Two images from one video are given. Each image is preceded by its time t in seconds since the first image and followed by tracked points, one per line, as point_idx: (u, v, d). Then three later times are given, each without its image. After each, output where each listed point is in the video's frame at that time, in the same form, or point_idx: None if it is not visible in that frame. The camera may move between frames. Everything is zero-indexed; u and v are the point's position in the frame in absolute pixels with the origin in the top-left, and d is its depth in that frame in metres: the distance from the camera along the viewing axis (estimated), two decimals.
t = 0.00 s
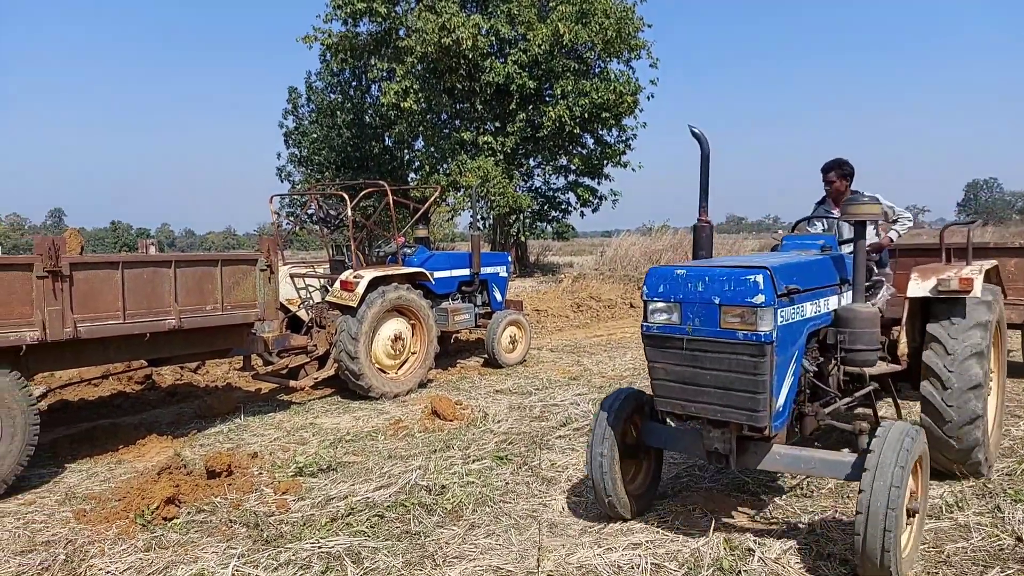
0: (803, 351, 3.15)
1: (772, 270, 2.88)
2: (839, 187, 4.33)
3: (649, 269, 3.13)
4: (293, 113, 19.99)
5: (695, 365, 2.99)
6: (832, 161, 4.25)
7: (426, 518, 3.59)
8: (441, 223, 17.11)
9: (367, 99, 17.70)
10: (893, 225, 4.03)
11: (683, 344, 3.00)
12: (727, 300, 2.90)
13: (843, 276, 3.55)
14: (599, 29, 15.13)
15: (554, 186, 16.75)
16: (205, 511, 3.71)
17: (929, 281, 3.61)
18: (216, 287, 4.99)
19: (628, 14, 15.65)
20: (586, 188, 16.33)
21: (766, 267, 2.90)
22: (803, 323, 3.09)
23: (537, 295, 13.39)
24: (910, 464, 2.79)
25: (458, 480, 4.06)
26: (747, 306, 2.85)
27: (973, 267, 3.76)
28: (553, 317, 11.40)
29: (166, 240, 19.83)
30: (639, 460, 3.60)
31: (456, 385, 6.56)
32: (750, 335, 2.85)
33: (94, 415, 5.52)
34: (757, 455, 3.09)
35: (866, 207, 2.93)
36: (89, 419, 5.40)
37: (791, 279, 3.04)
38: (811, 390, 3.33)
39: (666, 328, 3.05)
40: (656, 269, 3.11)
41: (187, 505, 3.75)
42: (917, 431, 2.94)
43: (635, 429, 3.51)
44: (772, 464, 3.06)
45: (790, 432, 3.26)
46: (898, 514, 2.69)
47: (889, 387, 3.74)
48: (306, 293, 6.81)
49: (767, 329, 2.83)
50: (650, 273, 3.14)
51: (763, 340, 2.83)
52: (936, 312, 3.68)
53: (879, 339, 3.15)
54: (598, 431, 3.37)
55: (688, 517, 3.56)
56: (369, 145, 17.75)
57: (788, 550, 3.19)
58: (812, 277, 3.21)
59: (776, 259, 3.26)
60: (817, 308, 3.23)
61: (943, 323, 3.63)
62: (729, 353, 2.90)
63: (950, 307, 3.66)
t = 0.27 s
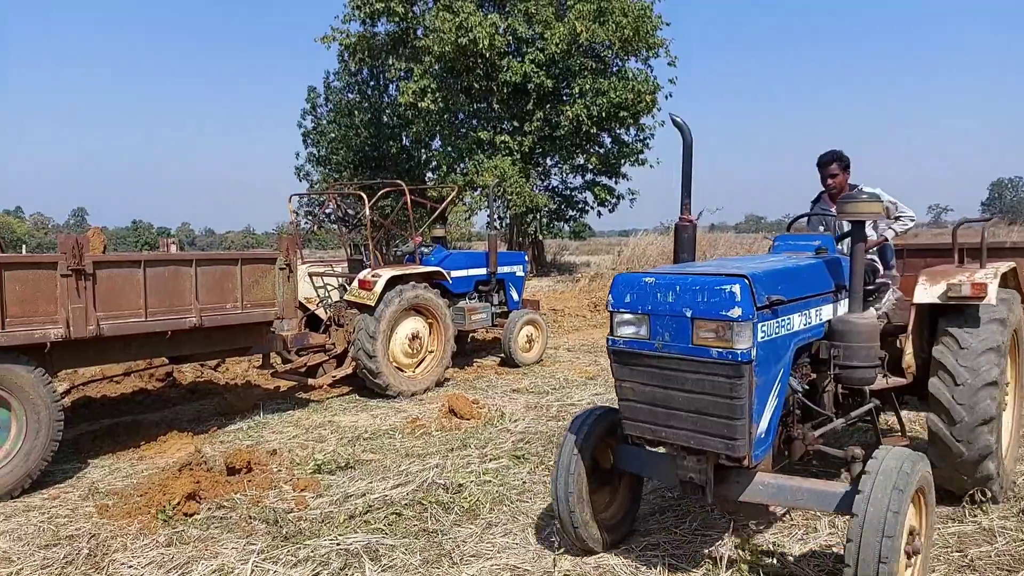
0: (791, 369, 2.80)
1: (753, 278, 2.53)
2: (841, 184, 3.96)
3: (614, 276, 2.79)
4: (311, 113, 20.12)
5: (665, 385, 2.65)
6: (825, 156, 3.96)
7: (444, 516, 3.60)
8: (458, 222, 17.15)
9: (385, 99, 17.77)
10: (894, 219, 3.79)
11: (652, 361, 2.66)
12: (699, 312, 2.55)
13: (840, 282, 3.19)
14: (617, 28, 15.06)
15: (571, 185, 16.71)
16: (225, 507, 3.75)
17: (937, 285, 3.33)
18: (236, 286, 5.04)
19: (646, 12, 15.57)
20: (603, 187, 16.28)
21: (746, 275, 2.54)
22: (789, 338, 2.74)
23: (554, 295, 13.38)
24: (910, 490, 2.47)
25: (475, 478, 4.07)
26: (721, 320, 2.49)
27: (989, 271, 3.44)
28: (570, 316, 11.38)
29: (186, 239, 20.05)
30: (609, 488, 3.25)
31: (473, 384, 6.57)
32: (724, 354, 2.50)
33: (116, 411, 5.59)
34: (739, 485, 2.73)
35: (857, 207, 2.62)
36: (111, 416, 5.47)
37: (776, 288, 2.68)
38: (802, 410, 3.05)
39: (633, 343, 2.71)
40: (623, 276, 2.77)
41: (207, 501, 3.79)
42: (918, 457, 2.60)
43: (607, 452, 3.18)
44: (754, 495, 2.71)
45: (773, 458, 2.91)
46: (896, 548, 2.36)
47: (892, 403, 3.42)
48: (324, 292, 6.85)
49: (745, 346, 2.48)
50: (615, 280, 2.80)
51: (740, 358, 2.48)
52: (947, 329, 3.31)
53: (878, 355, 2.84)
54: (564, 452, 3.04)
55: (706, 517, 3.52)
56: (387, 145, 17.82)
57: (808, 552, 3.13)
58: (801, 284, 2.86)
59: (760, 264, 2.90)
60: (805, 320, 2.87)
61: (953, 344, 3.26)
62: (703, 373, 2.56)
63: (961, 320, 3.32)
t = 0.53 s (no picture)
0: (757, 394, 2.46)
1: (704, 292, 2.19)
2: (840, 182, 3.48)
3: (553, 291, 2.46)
4: (330, 112, 20.24)
5: (609, 414, 2.31)
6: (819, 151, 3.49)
7: (460, 514, 3.61)
8: (475, 220, 17.18)
9: (402, 97, 17.83)
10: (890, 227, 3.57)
11: (594, 386, 2.32)
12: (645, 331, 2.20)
13: (817, 291, 2.85)
14: (635, 25, 15.00)
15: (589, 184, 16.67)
16: (243, 502, 3.78)
17: (932, 292, 3.10)
18: (255, 283, 5.08)
19: (665, 9, 15.48)
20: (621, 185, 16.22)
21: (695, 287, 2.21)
22: (753, 359, 2.40)
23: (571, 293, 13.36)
24: (892, 535, 2.14)
25: (492, 476, 4.07)
26: (668, 340, 2.14)
27: (991, 277, 3.17)
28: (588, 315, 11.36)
29: (206, 237, 20.31)
30: (571, 520, 2.88)
31: (489, 382, 6.58)
32: (674, 380, 2.15)
33: (137, 407, 5.66)
34: (700, 526, 2.41)
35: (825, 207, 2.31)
36: (132, 412, 5.54)
37: (736, 302, 2.34)
38: (778, 437, 2.72)
39: (573, 365, 2.36)
40: (562, 291, 2.44)
41: (226, 496, 3.83)
42: (904, 498, 2.28)
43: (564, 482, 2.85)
44: (716, 536, 2.38)
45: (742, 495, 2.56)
46: None
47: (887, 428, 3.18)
48: (342, 290, 6.88)
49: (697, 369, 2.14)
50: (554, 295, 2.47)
51: (692, 386, 2.13)
52: (946, 331, 3.09)
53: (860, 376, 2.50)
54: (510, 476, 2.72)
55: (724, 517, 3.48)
56: (404, 143, 17.89)
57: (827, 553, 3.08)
58: (768, 295, 2.53)
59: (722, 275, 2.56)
60: (773, 338, 2.53)
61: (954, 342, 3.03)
62: (649, 401, 2.22)
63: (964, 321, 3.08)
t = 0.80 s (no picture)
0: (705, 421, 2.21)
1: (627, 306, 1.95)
2: (825, 175, 3.41)
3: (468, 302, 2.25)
4: (346, 111, 20.33)
5: (525, 446, 2.10)
6: (809, 139, 3.43)
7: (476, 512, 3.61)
8: (490, 219, 17.19)
9: (418, 96, 17.88)
10: (876, 230, 3.33)
11: (509, 413, 2.11)
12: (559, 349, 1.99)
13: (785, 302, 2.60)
14: (652, 24, 14.91)
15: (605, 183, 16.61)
16: (260, 499, 3.80)
17: (926, 301, 2.87)
18: (272, 281, 5.12)
19: (682, 7, 15.38)
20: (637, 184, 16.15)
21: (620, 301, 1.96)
22: (694, 383, 2.16)
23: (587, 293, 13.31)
24: None
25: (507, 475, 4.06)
26: (580, 361, 1.93)
27: (996, 283, 2.90)
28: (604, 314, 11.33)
29: (223, 235, 20.50)
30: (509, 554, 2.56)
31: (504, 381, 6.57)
32: (589, 409, 1.93)
33: (156, 403, 5.72)
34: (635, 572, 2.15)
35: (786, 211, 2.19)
36: (151, 408, 5.60)
37: (673, 316, 2.11)
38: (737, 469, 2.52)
39: (487, 388, 2.17)
40: (477, 301, 2.24)
41: (243, 492, 3.85)
42: (868, 550, 2.10)
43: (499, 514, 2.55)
44: None
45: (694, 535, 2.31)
46: None
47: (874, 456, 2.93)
48: (358, 288, 6.91)
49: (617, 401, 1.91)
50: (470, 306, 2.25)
51: (611, 416, 1.90)
52: (940, 372, 2.76)
53: (828, 402, 2.31)
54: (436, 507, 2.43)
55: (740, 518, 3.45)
56: (420, 142, 17.93)
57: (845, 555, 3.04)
58: (717, 312, 2.28)
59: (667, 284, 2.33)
60: (724, 356, 2.29)
61: (946, 390, 2.71)
62: (565, 431, 2.00)
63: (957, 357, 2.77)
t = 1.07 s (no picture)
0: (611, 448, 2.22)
1: (505, 316, 1.96)
2: (797, 170, 3.62)
3: (340, 314, 2.30)
4: (361, 110, 20.39)
5: (402, 478, 2.16)
6: (778, 134, 3.62)
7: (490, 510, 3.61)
8: (505, 218, 17.16)
9: (434, 95, 17.89)
10: (851, 236, 3.40)
11: (385, 444, 2.17)
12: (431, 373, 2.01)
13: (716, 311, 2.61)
14: (669, 21, 14.82)
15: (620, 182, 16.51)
16: (277, 494, 3.83)
17: (903, 310, 2.80)
18: (288, 280, 5.16)
19: (699, 5, 15.29)
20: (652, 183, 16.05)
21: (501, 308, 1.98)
22: (592, 407, 2.16)
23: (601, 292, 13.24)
24: None
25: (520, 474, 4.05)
26: (451, 386, 1.96)
27: (981, 288, 2.78)
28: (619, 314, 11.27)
29: (240, 234, 20.61)
30: None
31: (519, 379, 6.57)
32: (464, 441, 1.95)
33: (174, 400, 5.78)
34: None
35: (736, 197, 2.27)
36: (169, 404, 5.65)
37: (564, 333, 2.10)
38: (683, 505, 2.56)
39: (360, 415, 2.23)
40: (352, 316, 2.27)
41: (260, 488, 3.88)
42: None
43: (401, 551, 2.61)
44: None
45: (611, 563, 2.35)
46: None
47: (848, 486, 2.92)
48: (374, 287, 6.93)
49: (491, 432, 1.92)
50: (342, 319, 2.30)
51: (484, 452, 1.93)
52: (924, 376, 2.71)
53: (771, 428, 2.34)
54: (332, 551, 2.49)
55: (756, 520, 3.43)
56: (435, 141, 17.94)
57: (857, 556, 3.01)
58: (625, 321, 2.28)
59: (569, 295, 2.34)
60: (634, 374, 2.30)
61: (929, 394, 2.67)
62: (436, 463, 2.04)
63: (940, 363, 2.74)
